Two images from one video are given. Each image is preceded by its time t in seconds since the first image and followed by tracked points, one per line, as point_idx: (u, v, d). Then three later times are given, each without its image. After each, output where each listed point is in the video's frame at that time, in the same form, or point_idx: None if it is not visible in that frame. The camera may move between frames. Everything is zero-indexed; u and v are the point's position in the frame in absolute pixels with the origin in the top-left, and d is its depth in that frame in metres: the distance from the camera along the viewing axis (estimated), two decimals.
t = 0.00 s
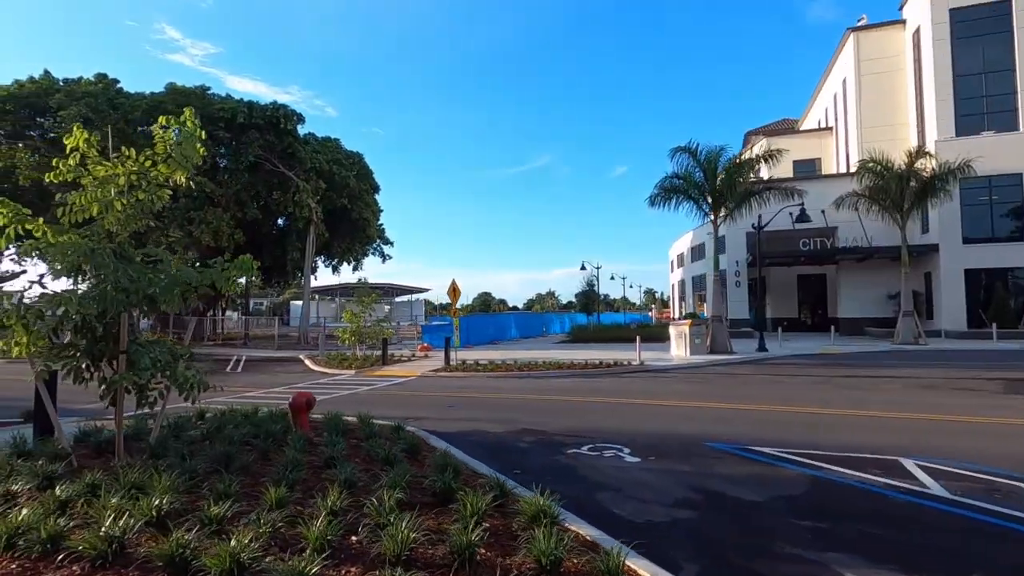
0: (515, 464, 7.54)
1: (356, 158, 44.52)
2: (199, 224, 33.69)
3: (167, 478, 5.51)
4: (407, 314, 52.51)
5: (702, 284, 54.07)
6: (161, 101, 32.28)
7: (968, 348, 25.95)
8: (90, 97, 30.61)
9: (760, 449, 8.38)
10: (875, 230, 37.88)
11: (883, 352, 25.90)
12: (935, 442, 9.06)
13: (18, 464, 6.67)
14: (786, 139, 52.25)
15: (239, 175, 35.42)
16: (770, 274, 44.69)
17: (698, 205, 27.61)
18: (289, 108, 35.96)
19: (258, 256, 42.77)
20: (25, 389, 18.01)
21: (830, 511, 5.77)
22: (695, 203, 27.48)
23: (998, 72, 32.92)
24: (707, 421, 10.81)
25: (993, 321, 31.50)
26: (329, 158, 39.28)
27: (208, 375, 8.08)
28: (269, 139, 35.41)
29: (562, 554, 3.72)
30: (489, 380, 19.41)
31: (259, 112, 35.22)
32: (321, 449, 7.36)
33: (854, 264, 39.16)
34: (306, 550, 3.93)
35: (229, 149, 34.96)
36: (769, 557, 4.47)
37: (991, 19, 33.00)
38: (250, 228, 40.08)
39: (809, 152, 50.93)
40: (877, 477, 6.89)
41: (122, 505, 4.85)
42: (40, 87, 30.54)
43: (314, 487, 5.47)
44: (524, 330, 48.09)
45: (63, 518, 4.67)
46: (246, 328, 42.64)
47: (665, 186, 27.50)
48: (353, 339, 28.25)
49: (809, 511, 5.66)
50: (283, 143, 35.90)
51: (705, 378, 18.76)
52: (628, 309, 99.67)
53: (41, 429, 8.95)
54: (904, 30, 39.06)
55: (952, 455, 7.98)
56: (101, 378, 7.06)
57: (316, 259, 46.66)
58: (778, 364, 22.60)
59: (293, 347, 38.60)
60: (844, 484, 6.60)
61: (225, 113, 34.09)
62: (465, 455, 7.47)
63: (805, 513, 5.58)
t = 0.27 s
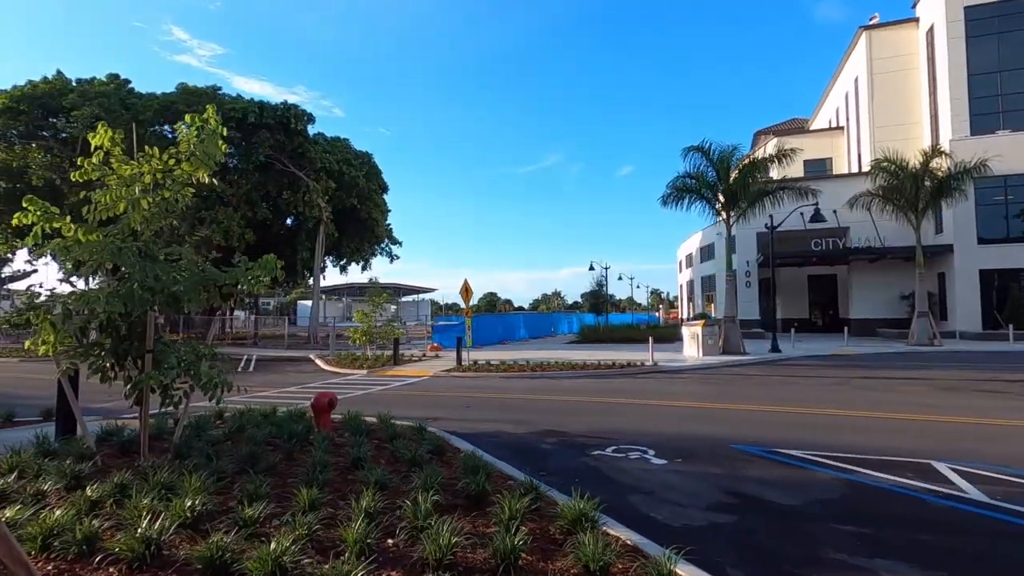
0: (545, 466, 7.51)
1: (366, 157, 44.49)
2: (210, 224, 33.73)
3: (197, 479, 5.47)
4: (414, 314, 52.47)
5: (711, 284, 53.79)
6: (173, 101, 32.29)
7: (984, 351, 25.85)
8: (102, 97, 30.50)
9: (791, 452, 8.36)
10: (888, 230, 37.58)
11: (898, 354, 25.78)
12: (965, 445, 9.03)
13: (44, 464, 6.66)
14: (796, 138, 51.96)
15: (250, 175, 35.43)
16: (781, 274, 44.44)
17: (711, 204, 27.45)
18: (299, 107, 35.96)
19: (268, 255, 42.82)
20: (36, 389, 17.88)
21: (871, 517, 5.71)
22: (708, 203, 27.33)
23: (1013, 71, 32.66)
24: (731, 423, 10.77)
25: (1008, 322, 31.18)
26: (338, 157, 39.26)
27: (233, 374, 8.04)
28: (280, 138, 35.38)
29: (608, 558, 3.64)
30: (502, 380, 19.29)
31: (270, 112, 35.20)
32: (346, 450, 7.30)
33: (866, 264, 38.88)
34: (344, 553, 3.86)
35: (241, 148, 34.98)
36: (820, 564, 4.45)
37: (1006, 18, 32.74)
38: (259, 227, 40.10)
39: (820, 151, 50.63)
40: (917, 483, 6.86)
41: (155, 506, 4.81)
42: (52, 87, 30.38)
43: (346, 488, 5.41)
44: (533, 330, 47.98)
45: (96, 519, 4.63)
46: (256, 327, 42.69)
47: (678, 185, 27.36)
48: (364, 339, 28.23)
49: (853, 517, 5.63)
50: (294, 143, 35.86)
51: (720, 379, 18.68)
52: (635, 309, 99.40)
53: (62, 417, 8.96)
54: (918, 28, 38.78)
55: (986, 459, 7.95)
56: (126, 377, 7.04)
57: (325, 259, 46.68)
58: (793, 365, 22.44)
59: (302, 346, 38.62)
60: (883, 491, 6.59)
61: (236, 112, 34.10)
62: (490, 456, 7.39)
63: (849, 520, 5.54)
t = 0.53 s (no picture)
0: (566, 467, 7.40)
1: (368, 158, 44.34)
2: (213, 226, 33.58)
3: (215, 481, 5.34)
4: (416, 315, 52.31)
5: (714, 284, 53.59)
6: (176, 103, 32.13)
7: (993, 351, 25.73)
8: (105, 98, 30.22)
9: (814, 453, 8.26)
10: (893, 229, 37.39)
11: (906, 354, 25.65)
12: (989, 446, 8.93)
13: (56, 467, 6.54)
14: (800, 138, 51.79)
15: (253, 175, 35.26)
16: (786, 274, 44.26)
17: (717, 204, 27.29)
18: (302, 108, 35.82)
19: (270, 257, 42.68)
20: (40, 392, 17.66)
21: (906, 520, 5.58)
22: (715, 202, 27.17)
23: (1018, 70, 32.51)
24: (748, 423, 10.66)
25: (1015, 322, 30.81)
26: (341, 158, 39.09)
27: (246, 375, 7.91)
28: (283, 139, 35.20)
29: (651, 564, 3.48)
30: (510, 381, 19.16)
31: (273, 113, 35.06)
32: (362, 451, 7.17)
33: (871, 264, 38.69)
34: (372, 559, 3.72)
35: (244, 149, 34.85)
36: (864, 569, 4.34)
37: (1010, 16, 32.59)
38: (262, 229, 39.96)
39: (824, 151, 50.46)
40: (947, 485, 6.76)
41: (174, 510, 4.68)
42: (55, 89, 30.05)
43: (368, 491, 5.28)
44: (537, 330, 47.81)
45: (113, 524, 4.51)
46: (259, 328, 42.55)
47: (684, 185, 27.20)
48: (369, 340, 28.10)
49: (887, 520, 5.54)
50: (297, 144, 35.69)
51: (730, 379, 18.56)
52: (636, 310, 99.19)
53: (71, 413, 8.82)
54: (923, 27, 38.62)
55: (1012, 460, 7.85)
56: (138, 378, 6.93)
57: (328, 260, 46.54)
58: (801, 366, 22.27)
59: (306, 348, 38.49)
60: (914, 492, 6.49)
61: (239, 113, 33.97)
62: (507, 457, 7.24)
63: (884, 523, 5.45)
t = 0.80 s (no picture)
0: (584, 470, 7.27)
1: (368, 155, 44.10)
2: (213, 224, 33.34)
3: (231, 486, 5.20)
4: (416, 314, 52.11)
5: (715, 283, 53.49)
6: (175, 100, 31.89)
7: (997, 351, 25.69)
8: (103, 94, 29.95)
9: (832, 454, 8.16)
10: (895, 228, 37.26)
11: (910, 354, 25.57)
12: (1006, 447, 8.84)
13: (65, 471, 6.40)
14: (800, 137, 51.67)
15: (252, 174, 35.02)
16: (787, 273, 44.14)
17: (721, 203, 27.14)
18: (303, 105, 35.58)
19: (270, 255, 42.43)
20: (39, 392, 17.45)
21: (940, 526, 5.43)
22: (718, 201, 27.02)
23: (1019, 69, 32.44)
24: (761, 424, 10.54)
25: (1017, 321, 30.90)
26: (341, 156, 38.84)
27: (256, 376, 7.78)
28: (283, 137, 34.98)
29: None
30: (514, 381, 19.01)
31: (273, 110, 34.83)
32: (376, 455, 7.03)
33: (872, 263, 38.59)
34: (400, 569, 3.60)
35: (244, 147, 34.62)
36: None
37: (1012, 15, 32.50)
38: (262, 227, 39.71)
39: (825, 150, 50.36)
40: (971, 487, 6.67)
41: (191, 516, 4.56)
42: (53, 86, 29.62)
43: (388, 496, 5.13)
44: (538, 329, 47.64)
45: (129, 532, 4.39)
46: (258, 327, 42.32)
47: (687, 183, 27.05)
48: (370, 340, 27.92)
49: (918, 525, 5.44)
50: (297, 142, 35.49)
51: (736, 379, 18.45)
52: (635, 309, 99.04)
53: (75, 411, 8.66)
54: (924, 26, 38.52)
55: None
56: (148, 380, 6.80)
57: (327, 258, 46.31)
58: (806, 365, 22.12)
59: (306, 347, 38.28)
60: (940, 495, 6.39)
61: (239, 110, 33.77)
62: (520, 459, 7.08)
63: (915, 528, 5.35)
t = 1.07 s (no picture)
0: (596, 474, 7.21)
1: (365, 157, 43.97)
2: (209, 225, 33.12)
3: (244, 490, 5.11)
4: (411, 317, 51.94)
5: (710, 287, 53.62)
6: (170, 99, 31.72)
7: (992, 356, 25.85)
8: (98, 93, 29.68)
9: (843, 458, 8.13)
10: (889, 234, 37.42)
11: (907, 358, 25.67)
12: (1013, 451, 8.86)
13: (70, 475, 6.26)
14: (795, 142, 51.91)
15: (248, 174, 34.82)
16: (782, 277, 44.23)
17: (718, 207, 27.17)
18: (300, 105, 35.43)
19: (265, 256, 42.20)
20: (33, 394, 17.25)
21: (961, 532, 5.39)
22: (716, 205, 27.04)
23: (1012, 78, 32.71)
24: (767, 428, 10.52)
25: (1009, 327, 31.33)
26: (338, 157, 38.67)
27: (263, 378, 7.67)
28: (280, 138, 34.88)
29: None
30: (514, 384, 18.94)
31: (269, 111, 34.67)
32: (386, 458, 6.95)
33: (866, 268, 38.72)
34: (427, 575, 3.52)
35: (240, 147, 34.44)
36: None
37: (1005, 24, 32.79)
38: (257, 228, 39.50)
39: (820, 155, 50.58)
40: (985, 491, 6.67)
41: (206, 521, 4.47)
42: (47, 83, 29.36)
43: (405, 501, 5.05)
44: (534, 332, 47.58)
45: (144, 538, 4.29)
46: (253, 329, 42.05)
47: (685, 188, 27.05)
48: (368, 342, 27.79)
49: (938, 530, 5.42)
50: (294, 143, 35.42)
51: (736, 382, 18.45)
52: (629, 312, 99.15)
53: (76, 412, 8.49)
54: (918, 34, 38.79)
55: None
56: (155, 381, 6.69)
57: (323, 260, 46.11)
58: (804, 369, 22.16)
59: (301, 349, 38.06)
60: (955, 499, 6.38)
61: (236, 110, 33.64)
62: (529, 462, 7.02)
63: (936, 533, 5.32)
